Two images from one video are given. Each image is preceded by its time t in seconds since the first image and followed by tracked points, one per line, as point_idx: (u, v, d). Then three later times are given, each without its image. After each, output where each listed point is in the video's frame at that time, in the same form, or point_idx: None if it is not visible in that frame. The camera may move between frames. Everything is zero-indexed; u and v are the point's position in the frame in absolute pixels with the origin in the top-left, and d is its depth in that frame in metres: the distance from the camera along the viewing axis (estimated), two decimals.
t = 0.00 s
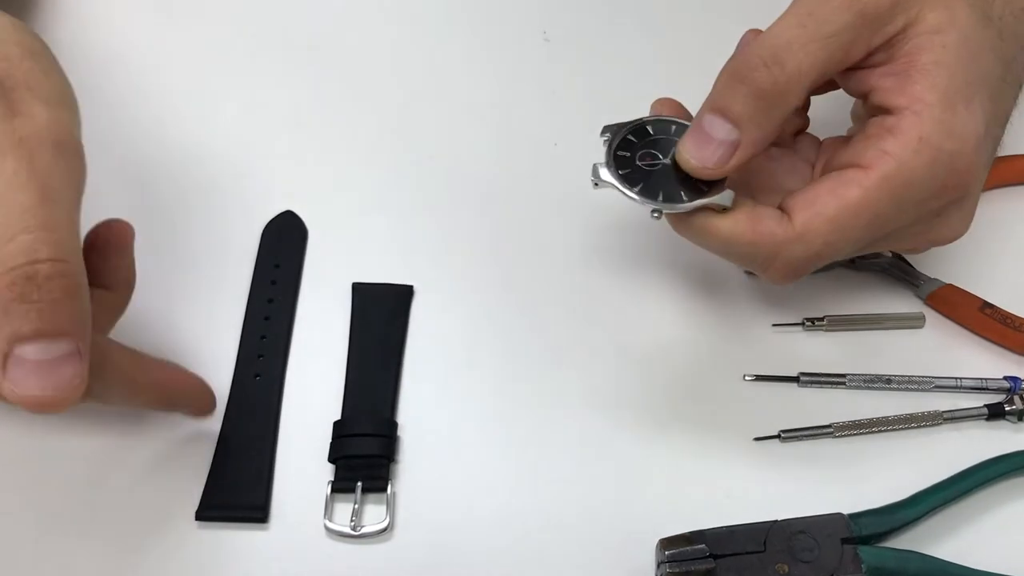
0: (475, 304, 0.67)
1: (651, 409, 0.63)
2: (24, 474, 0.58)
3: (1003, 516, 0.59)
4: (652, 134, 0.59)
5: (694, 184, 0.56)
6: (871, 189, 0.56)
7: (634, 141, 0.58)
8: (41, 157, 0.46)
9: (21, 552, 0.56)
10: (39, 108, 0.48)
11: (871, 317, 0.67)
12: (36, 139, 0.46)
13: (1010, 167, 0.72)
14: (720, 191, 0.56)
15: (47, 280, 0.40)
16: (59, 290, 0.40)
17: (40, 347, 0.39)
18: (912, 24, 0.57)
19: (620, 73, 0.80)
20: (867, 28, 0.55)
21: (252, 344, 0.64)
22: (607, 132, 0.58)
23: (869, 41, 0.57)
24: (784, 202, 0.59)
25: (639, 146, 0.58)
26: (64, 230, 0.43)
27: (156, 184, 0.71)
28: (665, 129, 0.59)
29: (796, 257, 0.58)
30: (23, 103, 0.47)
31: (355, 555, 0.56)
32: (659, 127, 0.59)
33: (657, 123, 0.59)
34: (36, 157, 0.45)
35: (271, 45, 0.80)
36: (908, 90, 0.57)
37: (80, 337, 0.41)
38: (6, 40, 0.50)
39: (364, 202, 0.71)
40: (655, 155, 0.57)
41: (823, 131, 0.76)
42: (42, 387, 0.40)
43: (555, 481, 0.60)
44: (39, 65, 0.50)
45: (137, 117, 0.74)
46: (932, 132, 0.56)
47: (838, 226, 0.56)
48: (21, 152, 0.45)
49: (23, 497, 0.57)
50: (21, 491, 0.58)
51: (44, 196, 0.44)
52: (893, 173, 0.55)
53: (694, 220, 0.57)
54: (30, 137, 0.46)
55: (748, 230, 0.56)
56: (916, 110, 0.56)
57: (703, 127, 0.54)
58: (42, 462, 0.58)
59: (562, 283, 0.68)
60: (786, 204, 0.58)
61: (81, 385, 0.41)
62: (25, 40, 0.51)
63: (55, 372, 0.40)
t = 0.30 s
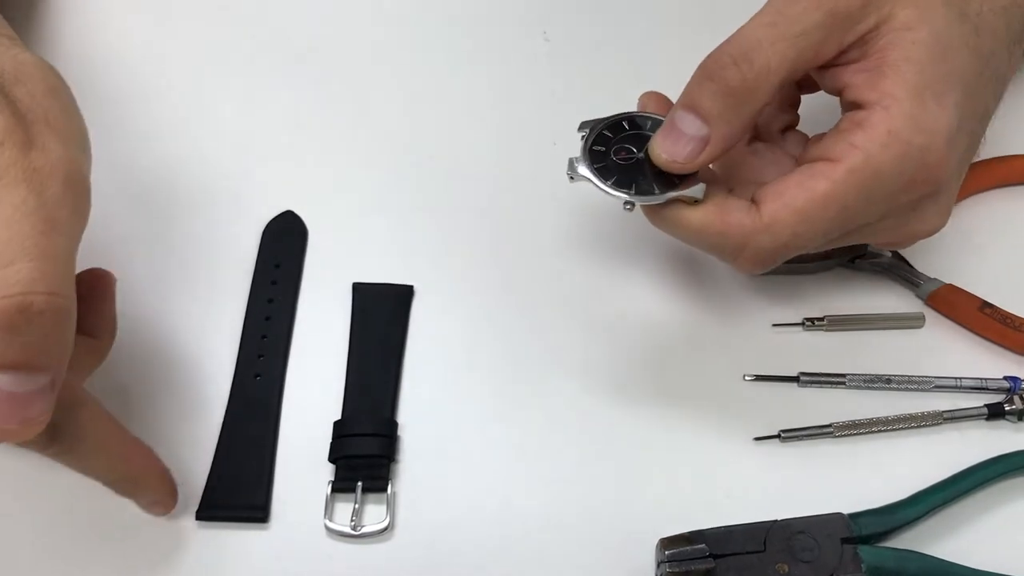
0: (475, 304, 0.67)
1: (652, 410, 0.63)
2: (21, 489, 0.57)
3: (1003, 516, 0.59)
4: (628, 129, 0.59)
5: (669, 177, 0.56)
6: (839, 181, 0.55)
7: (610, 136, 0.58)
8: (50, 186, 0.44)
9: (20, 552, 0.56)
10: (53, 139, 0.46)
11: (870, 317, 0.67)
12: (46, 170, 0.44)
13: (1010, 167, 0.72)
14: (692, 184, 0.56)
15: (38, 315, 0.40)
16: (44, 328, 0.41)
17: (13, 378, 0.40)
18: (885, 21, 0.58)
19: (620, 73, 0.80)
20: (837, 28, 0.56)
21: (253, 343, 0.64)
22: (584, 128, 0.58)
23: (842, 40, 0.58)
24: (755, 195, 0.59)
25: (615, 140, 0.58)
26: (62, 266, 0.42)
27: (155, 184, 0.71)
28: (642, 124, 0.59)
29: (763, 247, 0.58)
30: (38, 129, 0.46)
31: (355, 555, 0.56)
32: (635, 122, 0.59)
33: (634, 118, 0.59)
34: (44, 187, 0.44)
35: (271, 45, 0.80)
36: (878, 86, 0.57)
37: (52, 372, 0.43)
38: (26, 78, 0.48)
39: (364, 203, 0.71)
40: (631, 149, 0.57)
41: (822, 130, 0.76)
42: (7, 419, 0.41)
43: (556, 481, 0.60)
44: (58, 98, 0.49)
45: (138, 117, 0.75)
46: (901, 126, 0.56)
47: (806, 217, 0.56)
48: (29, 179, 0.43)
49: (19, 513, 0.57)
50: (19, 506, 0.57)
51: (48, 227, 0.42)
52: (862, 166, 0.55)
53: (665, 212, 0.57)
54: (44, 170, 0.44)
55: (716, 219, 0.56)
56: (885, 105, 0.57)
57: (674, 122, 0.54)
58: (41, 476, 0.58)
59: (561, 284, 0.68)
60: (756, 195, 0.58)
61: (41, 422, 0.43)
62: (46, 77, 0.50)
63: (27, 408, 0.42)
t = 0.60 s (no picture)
0: (476, 304, 0.67)
1: (652, 410, 0.63)
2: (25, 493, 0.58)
3: (1002, 515, 0.59)
4: (623, 129, 0.59)
5: (665, 177, 0.56)
6: (835, 181, 0.56)
7: (606, 136, 0.58)
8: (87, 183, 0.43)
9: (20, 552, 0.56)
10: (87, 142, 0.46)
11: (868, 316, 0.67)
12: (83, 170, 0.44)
13: (1008, 167, 0.73)
14: (687, 184, 0.57)
15: (81, 304, 0.38)
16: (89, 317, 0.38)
17: (57, 366, 0.37)
18: (881, 23, 0.58)
19: (619, 73, 0.81)
20: (836, 29, 0.57)
21: (253, 344, 0.64)
22: (579, 129, 0.58)
23: (839, 41, 0.58)
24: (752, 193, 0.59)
25: (611, 140, 0.58)
26: (101, 254, 0.40)
27: (156, 184, 0.71)
28: (638, 123, 0.59)
29: (760, 245, 0.58)
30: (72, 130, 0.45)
31: (356, 554, 0.57)
32: (631, 122, 0.59)
33: (630, 118, 0.60)
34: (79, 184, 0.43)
35: (272, 45, 0.80)
36: (876, 87, 0.58)
37: (96, 362, 0.39)
38: (56, 77, 0.48)
39: (365, 203, 0.72)
40: (626, 149, 0.57)
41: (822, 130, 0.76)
42: (51, 409, 0.38)
43: (556, 481, 0.60)
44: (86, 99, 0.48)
45: (140, 116, 0.75)
46: (898, 127, 0.56)
47: (802, 216, 0.56)
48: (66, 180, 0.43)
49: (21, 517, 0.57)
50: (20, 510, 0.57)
51: (86, 219, 0.41)
52: (859, 166, 0.56)
53: (662, 211, 0.57)
54: (78, 166, 0.44)
55: (712, 218, 0.57)
56: (884, 106, 0.57)
57: (671, 123, 0.54)
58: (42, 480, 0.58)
59: (562, 283, 0.68)
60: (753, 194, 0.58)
61: (86, 412, 0.39)
62: (75, 77, 0.49)
63: (71, 396, 0.38)
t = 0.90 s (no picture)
0: (477, 305, 0.67)
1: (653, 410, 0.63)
2: (24, 495, 0.58)
3: (1002, 515, 0.60)
4: (621, 129, 0.59)
5: (664, 177, 0.56)
6: (833, 182, 0.56)
7: (604, 136, 0.58)
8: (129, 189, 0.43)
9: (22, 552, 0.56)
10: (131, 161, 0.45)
11: (869, 317, 0.67)
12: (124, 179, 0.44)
13: (1008, 168, 0.73)
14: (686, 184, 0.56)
15: (141, 295, 0.38)
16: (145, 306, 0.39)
17: (122, 358, 0.38)
18: (879, 25, 0.58)
19: (619, 74, 0.81)
20: (834, 31, 0.57)
21: (254, 345, 0.64)
22: (577, 129, 0.58)
23: (838, 43, 0.58)
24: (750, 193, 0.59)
25: (609, 140, 0.58)
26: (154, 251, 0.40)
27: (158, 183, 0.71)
28: (637, 123, 0.59)
29: (758, 245, 0.58)
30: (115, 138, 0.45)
31: (359, 554, 0.57)
32: (629, 121, 0.59)
33: (627, 117, 0.60)
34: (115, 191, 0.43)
35: (272, 45, 0.80)
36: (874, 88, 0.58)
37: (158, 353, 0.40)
38: (94, 85, 0.49)
39: (366, 203, 0.72)
40: (624, 149, 0.57)
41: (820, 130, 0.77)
42: (120, 400, 0.38)
43: (558, 481, 0.60)
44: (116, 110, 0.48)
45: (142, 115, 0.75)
46: (896, 128, 0.56)
47: (800, 217, 0.57)
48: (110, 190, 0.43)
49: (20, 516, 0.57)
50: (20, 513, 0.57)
51: (137, 219, 0.42)
52: (856, 167, 0.56)
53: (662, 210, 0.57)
54: (129, 171, 0.44)
55: (710, 219, 0.57)
56: (882, 107, 0.57)
57: (669, 125, 0.54)
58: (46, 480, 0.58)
59: (564, 285, 0.68)
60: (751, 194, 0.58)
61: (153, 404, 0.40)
62: (110, 85, 0.50)
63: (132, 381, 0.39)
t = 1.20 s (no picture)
0: (478, 305, 0.67)
1: (654, 409, 0.63)
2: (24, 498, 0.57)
3: (1003, 517, 0.60)
4: (612, 145, 0.58)
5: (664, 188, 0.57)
6: (844, 191, 0.56)
7: (598, 153, 0.58)
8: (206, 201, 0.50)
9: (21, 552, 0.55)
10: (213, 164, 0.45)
11: (869, 318, 0.67)
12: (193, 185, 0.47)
13: (1009, 168, 0.73)
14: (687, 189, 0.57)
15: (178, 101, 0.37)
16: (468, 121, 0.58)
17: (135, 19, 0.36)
18: (885, 38, 0.58)
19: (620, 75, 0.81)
20: (836, 47, 0.57)
21: (254, 345, 0.64)
22: (566, 149, 0.57)
23: (844, 57, 0.58)
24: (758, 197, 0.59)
25: (604, 158, 0.58)
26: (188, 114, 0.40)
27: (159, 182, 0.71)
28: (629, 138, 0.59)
29: (767, 249, 0.58)
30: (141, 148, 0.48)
31: (359, 554, 0.56)
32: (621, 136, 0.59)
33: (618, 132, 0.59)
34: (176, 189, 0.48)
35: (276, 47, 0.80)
36: (883, 100, 0.58)
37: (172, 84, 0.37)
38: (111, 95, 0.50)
39: (366, 203, 0.72)
40: (621, 165, 0.58)
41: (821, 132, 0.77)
42: None
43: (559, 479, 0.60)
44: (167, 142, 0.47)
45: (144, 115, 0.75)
46: (912, 141, 0.56)
47: (809, 222, 0.57)
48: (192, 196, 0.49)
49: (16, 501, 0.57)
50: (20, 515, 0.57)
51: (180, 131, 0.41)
52: (870, 177, 0.56)
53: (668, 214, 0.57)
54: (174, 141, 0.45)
55: (717, 222, 0.57)
56: (896, 118, 0.57)
57: (669, 136, 0.54)
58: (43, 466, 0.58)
59: (565, 285, 0.69)
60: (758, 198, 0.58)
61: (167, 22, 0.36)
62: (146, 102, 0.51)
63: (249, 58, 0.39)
